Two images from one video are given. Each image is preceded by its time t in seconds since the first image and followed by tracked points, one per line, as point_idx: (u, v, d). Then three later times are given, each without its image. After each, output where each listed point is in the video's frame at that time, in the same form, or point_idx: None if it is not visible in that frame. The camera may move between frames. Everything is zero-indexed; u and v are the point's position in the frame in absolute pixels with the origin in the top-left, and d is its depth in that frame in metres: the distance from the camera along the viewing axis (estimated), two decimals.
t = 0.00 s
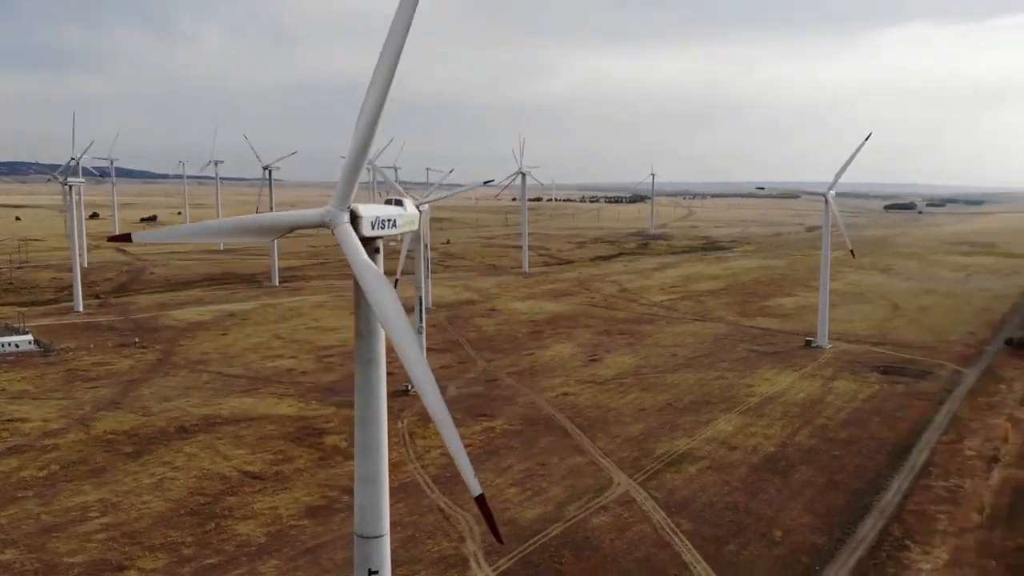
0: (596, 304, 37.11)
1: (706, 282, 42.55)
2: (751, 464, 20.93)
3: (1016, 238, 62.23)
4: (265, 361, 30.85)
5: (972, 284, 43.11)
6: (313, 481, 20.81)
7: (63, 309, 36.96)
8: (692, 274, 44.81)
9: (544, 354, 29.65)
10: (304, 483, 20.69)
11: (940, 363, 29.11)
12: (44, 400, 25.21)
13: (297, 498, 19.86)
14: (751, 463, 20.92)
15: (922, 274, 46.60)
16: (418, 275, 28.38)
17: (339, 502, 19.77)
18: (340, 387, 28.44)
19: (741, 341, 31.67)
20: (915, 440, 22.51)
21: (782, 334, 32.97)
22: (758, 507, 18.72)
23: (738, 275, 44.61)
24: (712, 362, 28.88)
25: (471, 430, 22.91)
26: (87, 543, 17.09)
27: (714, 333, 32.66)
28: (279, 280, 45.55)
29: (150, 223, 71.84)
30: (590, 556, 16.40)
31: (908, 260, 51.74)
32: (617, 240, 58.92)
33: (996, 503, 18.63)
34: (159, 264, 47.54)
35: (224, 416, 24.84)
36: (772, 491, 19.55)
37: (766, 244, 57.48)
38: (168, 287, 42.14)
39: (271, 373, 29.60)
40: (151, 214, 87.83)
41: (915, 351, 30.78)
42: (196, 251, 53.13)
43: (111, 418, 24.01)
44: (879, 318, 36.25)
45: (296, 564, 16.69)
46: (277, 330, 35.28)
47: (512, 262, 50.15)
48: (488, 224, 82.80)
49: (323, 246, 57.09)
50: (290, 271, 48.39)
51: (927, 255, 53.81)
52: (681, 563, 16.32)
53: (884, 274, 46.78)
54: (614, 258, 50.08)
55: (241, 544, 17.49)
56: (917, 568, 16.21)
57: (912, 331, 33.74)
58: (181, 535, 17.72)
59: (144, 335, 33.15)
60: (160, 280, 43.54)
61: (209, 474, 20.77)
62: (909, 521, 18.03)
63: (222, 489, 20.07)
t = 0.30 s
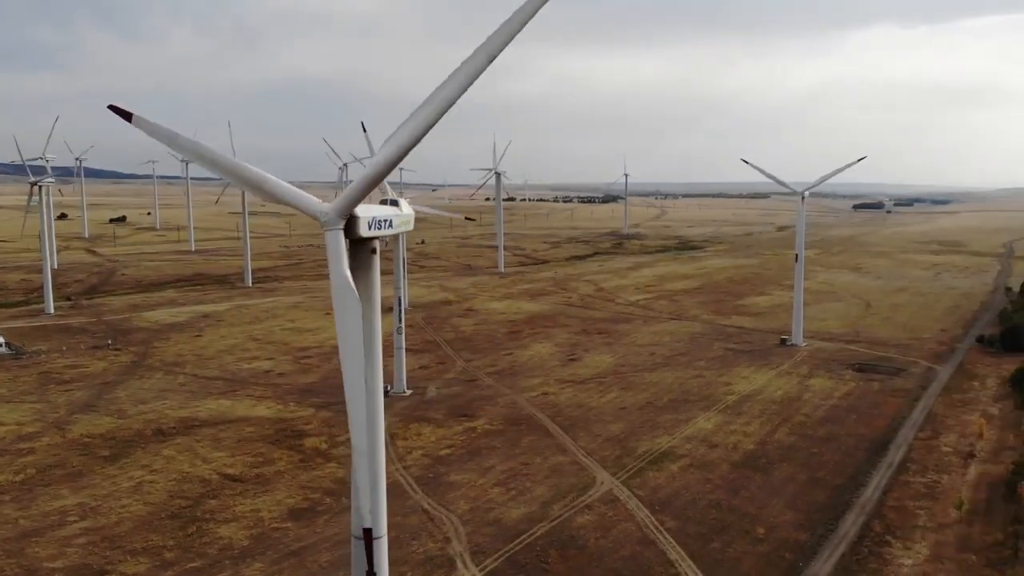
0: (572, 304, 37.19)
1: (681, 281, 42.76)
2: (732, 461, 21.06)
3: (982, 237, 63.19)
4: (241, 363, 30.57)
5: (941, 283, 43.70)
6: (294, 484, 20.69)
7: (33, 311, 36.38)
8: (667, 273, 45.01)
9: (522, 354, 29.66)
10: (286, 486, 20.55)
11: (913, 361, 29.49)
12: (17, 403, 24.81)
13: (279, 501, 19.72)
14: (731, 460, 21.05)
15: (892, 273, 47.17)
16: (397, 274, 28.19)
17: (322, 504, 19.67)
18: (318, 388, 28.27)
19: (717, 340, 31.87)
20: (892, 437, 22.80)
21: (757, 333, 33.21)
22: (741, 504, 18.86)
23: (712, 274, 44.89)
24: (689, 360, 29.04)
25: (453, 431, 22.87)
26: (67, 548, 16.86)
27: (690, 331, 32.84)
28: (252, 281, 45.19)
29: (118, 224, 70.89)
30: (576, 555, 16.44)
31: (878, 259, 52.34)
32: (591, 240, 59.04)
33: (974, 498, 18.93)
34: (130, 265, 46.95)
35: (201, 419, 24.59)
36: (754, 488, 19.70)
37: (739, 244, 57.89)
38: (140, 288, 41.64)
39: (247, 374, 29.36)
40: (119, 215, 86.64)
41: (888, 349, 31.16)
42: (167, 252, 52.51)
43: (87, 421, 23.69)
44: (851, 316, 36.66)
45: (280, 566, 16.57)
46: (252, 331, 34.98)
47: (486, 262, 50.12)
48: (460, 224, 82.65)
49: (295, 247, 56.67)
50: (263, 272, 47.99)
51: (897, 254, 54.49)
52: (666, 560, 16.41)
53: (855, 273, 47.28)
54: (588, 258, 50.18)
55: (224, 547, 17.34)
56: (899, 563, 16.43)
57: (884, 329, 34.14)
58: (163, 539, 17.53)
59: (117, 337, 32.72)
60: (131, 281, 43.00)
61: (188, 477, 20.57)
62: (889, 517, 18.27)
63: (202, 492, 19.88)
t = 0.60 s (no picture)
0: (561, 303, 37.24)
1: (668, 281, 42.89)
2: (725, 459, 21.11)
3: (964, 236, 63.72)
4: (230, 364, 30.41)
5: (926, 281, 44.02)
6: (288, 485, 20.60)
7: (18, 312, 36.09)
8: (654, 273, 45.15)
9: (512, 353, 29.66)
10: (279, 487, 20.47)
11: (901, 360, 29.69)
12: (5, 405, 24.60)
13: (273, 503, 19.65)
14: (725, 459, 21.11)
15: (878, 272, 47.49)
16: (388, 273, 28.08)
17: (316, 506, 19.60)
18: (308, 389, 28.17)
19: (706, 339, 31.97)
20: (882, 435, 22.95)
21: (745, 332, 33.33)
22: (735, 502, 18.92)
23: (700, 274, 45.04)
24: (679, 359, 29.11)
25: (446, 432, 22.83)
26: (60, 550, 16.73)
27: (679, 330, 32.93)
28: (239, 281, 44.99)
29: (101, 224, 70.42)
30: (574, 555, 16.44)
31: (863, 258, 52.66)
32: (577, 240, 59.10)
33: (966, 495, 19.10)
34: (115, 266, 46.65)
35: (192, 420, 24.45)
36: (748, 486, 19.75)
37: (724, 243, 58.15)
38: (126, 289, 41.36)
39: (237, 375, 29.21)
40: (101, 215, 86.05)
41: (875, 347, 31.36)
42: (153, 252, 52.22)
43: (76, 422, 23.51)
44: (839, 315, 36.87)
45: (276, 568, 16.49)
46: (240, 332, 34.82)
47: (474, 262, 50.10)
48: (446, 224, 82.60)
49: (281, 248, 56.45)
50: (249, 272, 47.78)
51: (881, 253, 54.86)
52: (663, 559, 16.43)
53: (841, 272, 47.58)
54: (575, 258, 50.27)
55: (219, 549, 17.24)
56: (894, 560, 16.53)
57: (872, 328, 34.35)
58: (157, 541, 17.41)
59: (104, 338, 32.48)
60: (117, 282, 42.71)
61: (181, 479, 20.43)
62: (882, 515, 18.39)
63: (195, 494, 19.77)
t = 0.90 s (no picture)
0: (547, 303, 37.28)
1: (653, 280, 43.02)
2: (715, 458, 21.19)
3: (943, 235, 64.33)
4: (215, 365, 30.23)
5: (908, 281, 44.40)
6: (278, 487, 20.51)
7: None
8: (639, 272, 45.30)
9: (500, 353, 29.66)
10: (269, 489, 20.36)
11: (885, 358, 29.95)
12: None
13: (264, 504, 19.54)
14: (715, 457, 21.19)
15: (859, 271, 47.87)
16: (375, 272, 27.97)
17: (308, 507, 19.52)
18: (296, 390, 28.03)
19: (692, 337, 32.10)
20: (870, 432, 23.13)
21: (731, 330, 33.48)
22: (727, 500, 19.00)
23: (684, 273, 45.22)
24: (667, 358, 29.21)
25: (436, 432, 22.81)
26: (50, 553, 16.58)
27: (665, 330, 33.05)
28: (222, 282, 44.71)
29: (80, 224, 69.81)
30: (568, 554, 16.46)
31: (844, 258, 53.04)
32: (561, 240, 59.16)
33: (954, 492, 19.29)
34: (96, 266, 46.25)
35: (179, 422, 24.28)
36: (738, 484, 19.84)
37: (707, 243, 58.42)
38: (108, 290, 41.02)
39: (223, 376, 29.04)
40: (80, 215, 85.27)
41: (860, 346, 31.61)
42: (134, 252, 51.82)
43: (62, 425, 23.29)
44: (823, 314, 37.12)
45: (269, 569, 16.41)
46: (225, 332, 34.61)
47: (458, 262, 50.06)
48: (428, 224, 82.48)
49: (264, 249, 56.15)
50: (232, 273, 47.50)
51: (862, 252, 55.27)
52: (657, 557, 16.48)
53: (823, 272, 47.92)
54: (559, 258, 50.33)
55: (211, 551, 17.13)
56: (885, 557, 16.67)
57: (856, 327, 34.63)
58: (148, 543, 17.28)
59: (87, 339, 32.20)
60: (99, 282, 42.35)
61: (170, 482, 20.29)
62: (872, 512, 18.55)
63: (185, 496, 19.63)
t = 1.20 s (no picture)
0: (527, 303, 37.29)
1: (631, 280, 43.15)
2: (698, 455, 21.29)
3: (916, 235, 65.03)
4: (193, 367, 29.96)
5: (883, 279, 44.84)
6: (261, 489, 20.37)
7: None
8: (617, 272, 45.43)
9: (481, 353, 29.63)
10: (253, 491, 20.23)
11: (863, 356, 30.25)
12: None
13: (248, 506, 19.41)
14: (698, 455, 21.28)
15: (834, 270, 48.31)
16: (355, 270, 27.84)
17: (292, 509, 19.42)
18: (276, 392, 27.85)
19: (672, 336, 32.23)
20: (850, 430, 23.35)
21: (710, 329, 33.63)
22: (711, 498, 19.11)
23: (661, 273, 45.39)
24: (647, 357, 29.31)
25: (419, 432, 22.74)
26: (32, 558, 16.37)
27: (645, 329, 33.16)
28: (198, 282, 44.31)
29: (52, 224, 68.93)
30: (556, 553, 16.48)
31: (819, 257, 53.47)
32: (538, 240, 59.18)
33: (935, 488, 19.54)
34: (70, 267, 45.67)
35: (159, 424, 24.05)
36: (722, 482, 19.95)
37: (683, 242, 58.68)
38: (82, 291, 40.54)
39: (202, 378, 28.79)
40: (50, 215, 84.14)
41: (838, 344, 31.88)
42: (107, 253, 51.24)
43: (40, 428, 23.00)
44: (800, 312, 37.44)
45: (256, 572, 16.30)
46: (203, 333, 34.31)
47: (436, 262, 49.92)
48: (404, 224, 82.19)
49: (239, 249, 55.71)
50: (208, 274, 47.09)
51: (836, 252, 55.75)
52: (644, 555, 16.54)
53: (799, 270, 48.30)
54: (537, 258, 50.35)
55: (196, 554, 16.99)
56: (869, 553, 16.84)
57: (833, 325, 34.93)
58: (131, 547, 17.11)
59: (63, 342, 31.80)
60: (72, 284, 41.83)
61: (152, 484, 20.09)
62: (855, 509, 18.73)
63: (167, 499, 19.45)
